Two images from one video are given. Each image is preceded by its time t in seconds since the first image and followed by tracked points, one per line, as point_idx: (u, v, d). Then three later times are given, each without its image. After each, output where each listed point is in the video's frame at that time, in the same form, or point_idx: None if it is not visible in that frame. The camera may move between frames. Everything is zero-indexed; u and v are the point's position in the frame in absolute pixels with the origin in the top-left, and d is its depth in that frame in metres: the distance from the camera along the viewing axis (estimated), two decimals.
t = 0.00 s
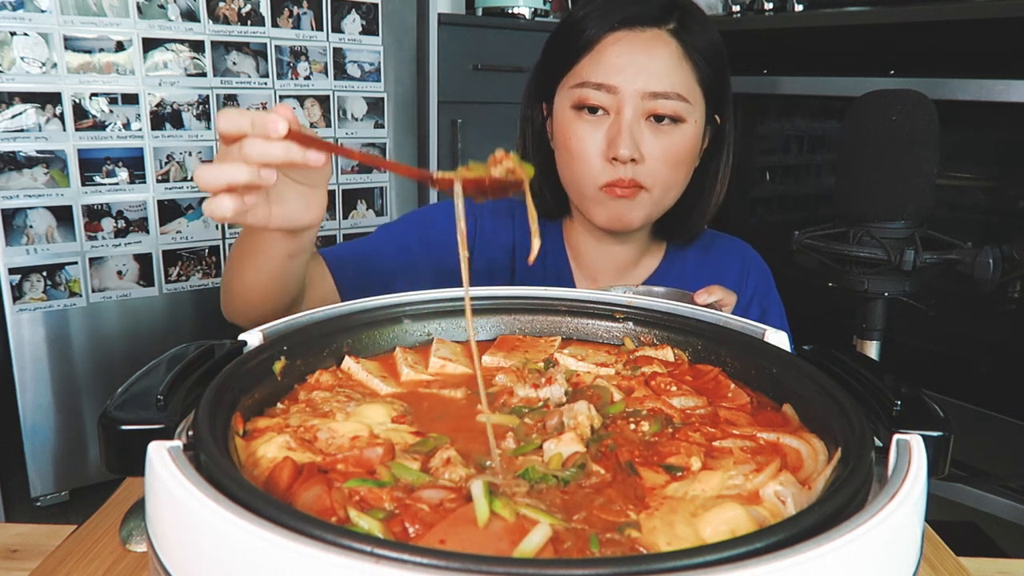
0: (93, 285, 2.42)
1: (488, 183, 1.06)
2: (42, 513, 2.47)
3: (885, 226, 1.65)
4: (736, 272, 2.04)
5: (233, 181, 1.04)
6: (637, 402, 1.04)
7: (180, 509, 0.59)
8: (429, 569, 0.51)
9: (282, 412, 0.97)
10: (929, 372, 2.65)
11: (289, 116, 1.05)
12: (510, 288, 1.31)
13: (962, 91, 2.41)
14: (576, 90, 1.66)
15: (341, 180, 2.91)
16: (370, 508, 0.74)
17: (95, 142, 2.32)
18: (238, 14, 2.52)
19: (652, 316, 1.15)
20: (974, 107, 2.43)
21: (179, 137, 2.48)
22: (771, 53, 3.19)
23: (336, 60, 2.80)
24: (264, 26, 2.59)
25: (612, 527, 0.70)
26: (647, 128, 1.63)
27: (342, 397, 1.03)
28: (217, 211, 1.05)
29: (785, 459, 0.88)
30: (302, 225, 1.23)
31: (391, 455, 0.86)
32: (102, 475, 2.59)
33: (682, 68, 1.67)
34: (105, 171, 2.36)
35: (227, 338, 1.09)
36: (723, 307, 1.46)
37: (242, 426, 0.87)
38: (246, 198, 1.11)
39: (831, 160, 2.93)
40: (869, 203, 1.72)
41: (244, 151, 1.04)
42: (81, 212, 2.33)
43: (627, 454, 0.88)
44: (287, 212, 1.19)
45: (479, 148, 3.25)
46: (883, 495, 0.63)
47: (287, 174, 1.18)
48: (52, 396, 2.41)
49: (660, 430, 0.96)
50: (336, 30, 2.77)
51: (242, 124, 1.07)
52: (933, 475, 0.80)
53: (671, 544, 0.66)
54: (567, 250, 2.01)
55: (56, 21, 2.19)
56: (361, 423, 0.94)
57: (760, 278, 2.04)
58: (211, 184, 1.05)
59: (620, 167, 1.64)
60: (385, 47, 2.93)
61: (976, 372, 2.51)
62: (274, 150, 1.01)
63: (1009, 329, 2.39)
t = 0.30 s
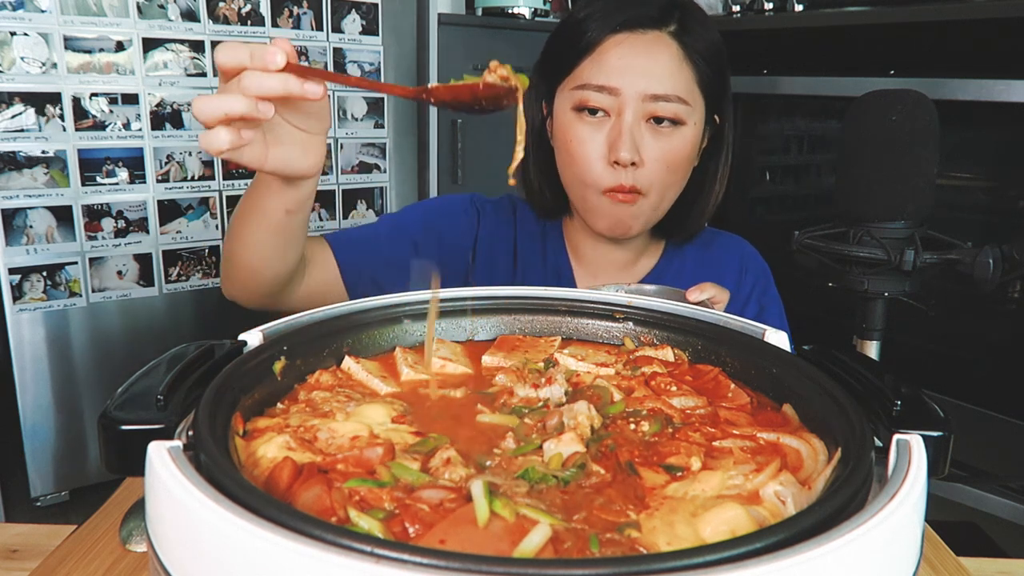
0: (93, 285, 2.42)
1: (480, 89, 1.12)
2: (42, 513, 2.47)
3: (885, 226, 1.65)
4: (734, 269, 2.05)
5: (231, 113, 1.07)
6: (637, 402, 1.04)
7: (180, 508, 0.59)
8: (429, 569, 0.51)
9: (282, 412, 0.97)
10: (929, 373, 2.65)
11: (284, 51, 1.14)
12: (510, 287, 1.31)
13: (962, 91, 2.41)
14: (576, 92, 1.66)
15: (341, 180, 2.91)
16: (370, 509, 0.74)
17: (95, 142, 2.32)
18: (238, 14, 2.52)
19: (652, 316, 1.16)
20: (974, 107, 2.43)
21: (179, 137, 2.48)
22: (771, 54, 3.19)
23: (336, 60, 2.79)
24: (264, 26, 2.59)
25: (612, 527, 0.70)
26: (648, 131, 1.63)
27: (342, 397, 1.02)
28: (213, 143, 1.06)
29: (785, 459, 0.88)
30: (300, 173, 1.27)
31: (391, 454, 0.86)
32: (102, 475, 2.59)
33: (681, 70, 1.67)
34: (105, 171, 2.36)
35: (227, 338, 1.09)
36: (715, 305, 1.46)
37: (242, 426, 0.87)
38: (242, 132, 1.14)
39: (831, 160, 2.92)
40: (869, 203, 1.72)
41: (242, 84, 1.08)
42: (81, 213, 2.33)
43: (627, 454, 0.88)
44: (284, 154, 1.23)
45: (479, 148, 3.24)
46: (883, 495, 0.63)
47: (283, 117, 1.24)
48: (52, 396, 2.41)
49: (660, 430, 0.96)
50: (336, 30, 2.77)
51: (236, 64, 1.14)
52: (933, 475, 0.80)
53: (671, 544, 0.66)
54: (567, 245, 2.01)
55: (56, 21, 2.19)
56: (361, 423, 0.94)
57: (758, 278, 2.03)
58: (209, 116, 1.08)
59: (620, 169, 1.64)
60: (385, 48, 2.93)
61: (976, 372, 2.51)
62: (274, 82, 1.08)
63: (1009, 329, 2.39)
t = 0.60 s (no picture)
0: (93, 285, 2.42)
1: (504, 118, 1.14)
2: (41, 513, 2.48)
3: (885, 226, 1.65)
4: (734, 268, 2.06)
5: (254, 124, 1.08)
6: (637, 402, 1.04)
7: (180, 508, 0.59)
8: (429, 568, 0.51)
9: (282, 412, 0.97)
10: (929, 373, 2.65)
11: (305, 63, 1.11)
12: (510, 287, 1.31)
13: (962, 91, 2.40)
14: (580, 98, 1.65)
15: (341, 180, 2.91)
16: (370, 509, 0.74)
17: (95, 142, 2.32)
18: (239, 14, 2.52)
19: (652, 316, 1.16)
20: (974, 107, 2.42)
21: (179, 137, 2.48)
22: (770, 53, 3.19)
23: (336, 60, 2.79)
24: (264, 26, 2.58)
25: (612, 527, 0.70)
26: (651, 139, 1.63)
27: (342, 397, 1.02)
28: (234, 154, 1.07)
29: (785, 459, 0.88)
30: (313, 181, 1.26)
31: (391, 455, 0.86)
32: (102, 475, 2.59)
33: (685, 77, 1.67)
34: (105, 171, 2.36)
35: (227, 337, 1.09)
36: (711, 303, 1.46)
37: (242, 426, 0.87)
38: (262, 144, 1.14)
39: (831, 160, 2.92)
40: (869, 203, 1.72)
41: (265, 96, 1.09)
42: (81, 212, 2.33)
43: (627, 454, 0.88)
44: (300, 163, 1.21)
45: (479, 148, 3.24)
46: (882, 495, 0.63)
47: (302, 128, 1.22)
48: (52, 396, 2.41)
49: (660, 430, 0.96)
50: (336, 30, 2.77)
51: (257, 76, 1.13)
52: (933, 475, 0.80)
53: (671, 544, 0.66)
54: (568, 241, 2.02)
55: (56, 21, 2.19)
56: (361, 423, 0.94)
57: (756, 280, 2.04)
58: (231, 127, 1.08)
59: (622, 176, 1.65)
60: (385, 48, 2.93)
61: (976, 372, 2.51)
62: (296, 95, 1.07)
63: (1009, 329, 2.39)
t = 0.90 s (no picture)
0: (93, 285, 2.42)
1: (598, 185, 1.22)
2: (41, 513, 2.48)
3: (885, 226, 1.65)
4: (734, 268, 2.06)
5: (333, 194, 1.06)
6: (637, 402, 1.04)
7: (180, 508, 0.59)
8: (429, 568, 0.51)
9: (282, 412, 0.97)
10: (929, 373, 2.65)
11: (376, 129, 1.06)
12: (510, 287, 1.31)
13: (962, 91, 2.40)
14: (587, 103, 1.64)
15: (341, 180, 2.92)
16: (370, 508, 0.74)
17: (95, 142, 2.32)
18: (239, 14, 2.51)
19: (652, 316, 1.16)
20: (974, 107, 2.42)
21: (179, 137, 2.48)
22: (770, 54, 3.19)
23: (336, 60, 2.79)
24: (264, 26, 2.58)
25: (612, 527, 0.70)
26: (657, 145, 1.62)
27: (341, 397, 1.03)
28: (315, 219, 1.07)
29: (785, 459, 0.88)
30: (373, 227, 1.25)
31: (391, 455, 0.86)
32: (102, 475, 2.59)
33: (690, 83, 1.66)
34: (105, 171, 2.36)
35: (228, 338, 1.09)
36: (710, 304, 1.46)
37: (242, 426, 0.87)
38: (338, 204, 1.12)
39: (831, 160, 2.92)
40: (869, 203, 1.72)
41: (336, 165, 1.05)
42: (81, 212, 2.34)
43: (627, 455, 0.88)
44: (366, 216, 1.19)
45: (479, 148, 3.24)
46: (883, 495, 0.63)
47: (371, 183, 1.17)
48: (52, 396, 2.41)
49: (660, 430, 0.96)
50: (336, 30, 2.76)
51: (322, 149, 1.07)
52: (933, 475, 0.80)
53: (670, 544, 0.66)
54: (568, 245, 2.03)
55: (56, 21, 2.19)
56: (361, 423, 0.94)
57: (756, 280, 2.04)
58: (313, 195, 1.07)
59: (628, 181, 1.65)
60: (385, 48, 2.92)
61: (976, 372, 2.51)
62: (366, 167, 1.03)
63: (1009, 329, 2.39)
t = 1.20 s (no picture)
0: (93, 285, 2.42)
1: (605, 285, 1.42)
2: (41, 513, 2.48)
3: (885, 226, 1.65)
4: (733, 269, 2.06)
5: (397, 246, 1.33)
6: (637, 402, 1.04)
7: (180, 507, 0.59)
8: (429, 569, 0.51)
9: (282, 412, 0.97)
10: (929, 373, 2.65)
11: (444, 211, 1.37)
12: (510, 288, 1.31)
13: (962, 91, 2.40)
14: (587, 110, 1.65)
15: (341, 180, 2.90)
16: (370, 508, 0.74)
17: (95, 142, 2.32)
18: (239, 14, 2.51)
19: (652, 316, 1.16)
20: (974, 107, 2.42)
21: (179, 137, 2.48)
22: (770, 54, 3.19)
23: (336, 60, 2.79)
24: (264, 26, 2.58)
25: (612, 527, 0.70)
26: (657, 152, 1.62)
27: (341, 396, 1.03)
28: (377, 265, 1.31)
29: (785, 459, 0.88)
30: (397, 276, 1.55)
31: (391, 455, 0.86)
32: (102, 475, 2.59)
33: (690, 90, 1.66)
34: (105, 171, 2.36)
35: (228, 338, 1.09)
36: (710, 305, 1.46)
37: (242, 426, 0.87)
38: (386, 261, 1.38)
39: (831, 160, 2.92)
40: (869, 203, 1.72)
41: (409, 225, 1.34)
42: (81, 212, 2.34)
43: (627, 455, 0.88)
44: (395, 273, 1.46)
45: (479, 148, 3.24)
46: (883, 495, 0.63)
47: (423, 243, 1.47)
48: (52, 396, 2.41)
49: (660, 430, 0.96)
50: (336, 30, 2.76)
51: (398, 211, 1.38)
52: (933, 475, 0.80)
53: (671, 544, 0.66)
54: (565, 245, 2.03)
55: (56, 21, 2.19)
56: (361, 423, 0.94)
57: (753, 280, 2.05)
58: (383, 243, 1.33)
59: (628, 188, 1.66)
60: (386, 48, 2.92)
61: (976, 372, 2.51)
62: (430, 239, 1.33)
63: (1009, 329, 2.39)
